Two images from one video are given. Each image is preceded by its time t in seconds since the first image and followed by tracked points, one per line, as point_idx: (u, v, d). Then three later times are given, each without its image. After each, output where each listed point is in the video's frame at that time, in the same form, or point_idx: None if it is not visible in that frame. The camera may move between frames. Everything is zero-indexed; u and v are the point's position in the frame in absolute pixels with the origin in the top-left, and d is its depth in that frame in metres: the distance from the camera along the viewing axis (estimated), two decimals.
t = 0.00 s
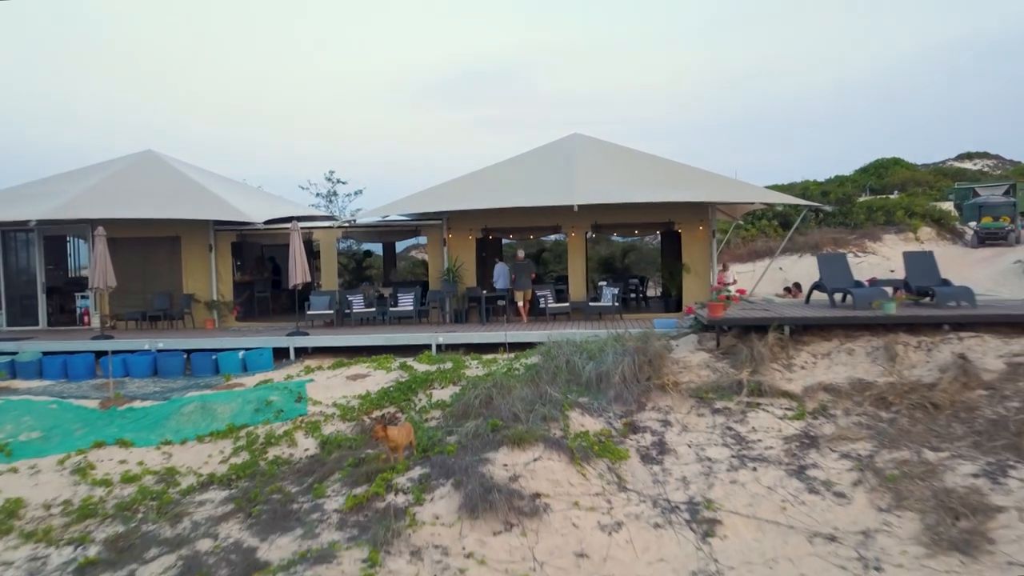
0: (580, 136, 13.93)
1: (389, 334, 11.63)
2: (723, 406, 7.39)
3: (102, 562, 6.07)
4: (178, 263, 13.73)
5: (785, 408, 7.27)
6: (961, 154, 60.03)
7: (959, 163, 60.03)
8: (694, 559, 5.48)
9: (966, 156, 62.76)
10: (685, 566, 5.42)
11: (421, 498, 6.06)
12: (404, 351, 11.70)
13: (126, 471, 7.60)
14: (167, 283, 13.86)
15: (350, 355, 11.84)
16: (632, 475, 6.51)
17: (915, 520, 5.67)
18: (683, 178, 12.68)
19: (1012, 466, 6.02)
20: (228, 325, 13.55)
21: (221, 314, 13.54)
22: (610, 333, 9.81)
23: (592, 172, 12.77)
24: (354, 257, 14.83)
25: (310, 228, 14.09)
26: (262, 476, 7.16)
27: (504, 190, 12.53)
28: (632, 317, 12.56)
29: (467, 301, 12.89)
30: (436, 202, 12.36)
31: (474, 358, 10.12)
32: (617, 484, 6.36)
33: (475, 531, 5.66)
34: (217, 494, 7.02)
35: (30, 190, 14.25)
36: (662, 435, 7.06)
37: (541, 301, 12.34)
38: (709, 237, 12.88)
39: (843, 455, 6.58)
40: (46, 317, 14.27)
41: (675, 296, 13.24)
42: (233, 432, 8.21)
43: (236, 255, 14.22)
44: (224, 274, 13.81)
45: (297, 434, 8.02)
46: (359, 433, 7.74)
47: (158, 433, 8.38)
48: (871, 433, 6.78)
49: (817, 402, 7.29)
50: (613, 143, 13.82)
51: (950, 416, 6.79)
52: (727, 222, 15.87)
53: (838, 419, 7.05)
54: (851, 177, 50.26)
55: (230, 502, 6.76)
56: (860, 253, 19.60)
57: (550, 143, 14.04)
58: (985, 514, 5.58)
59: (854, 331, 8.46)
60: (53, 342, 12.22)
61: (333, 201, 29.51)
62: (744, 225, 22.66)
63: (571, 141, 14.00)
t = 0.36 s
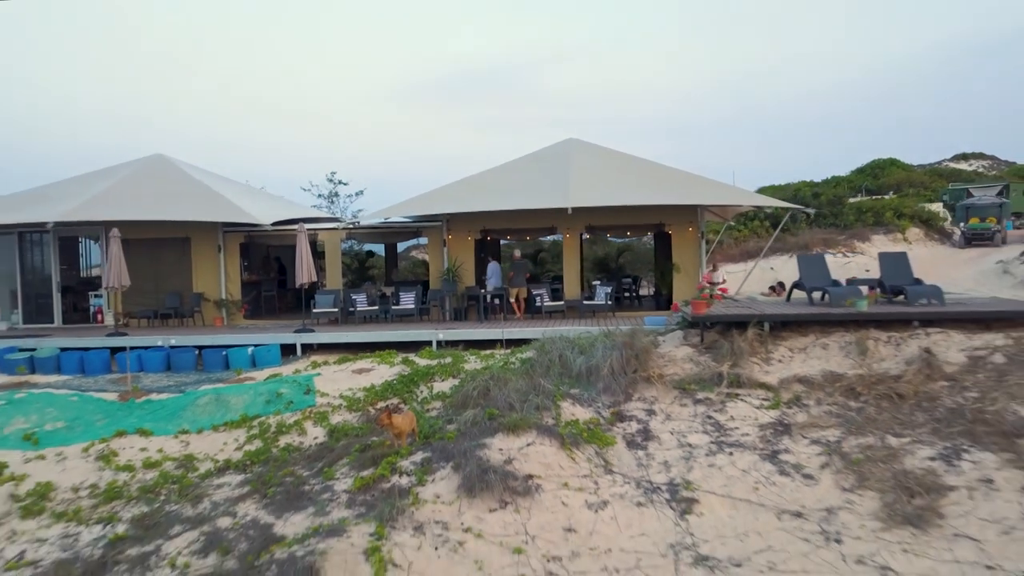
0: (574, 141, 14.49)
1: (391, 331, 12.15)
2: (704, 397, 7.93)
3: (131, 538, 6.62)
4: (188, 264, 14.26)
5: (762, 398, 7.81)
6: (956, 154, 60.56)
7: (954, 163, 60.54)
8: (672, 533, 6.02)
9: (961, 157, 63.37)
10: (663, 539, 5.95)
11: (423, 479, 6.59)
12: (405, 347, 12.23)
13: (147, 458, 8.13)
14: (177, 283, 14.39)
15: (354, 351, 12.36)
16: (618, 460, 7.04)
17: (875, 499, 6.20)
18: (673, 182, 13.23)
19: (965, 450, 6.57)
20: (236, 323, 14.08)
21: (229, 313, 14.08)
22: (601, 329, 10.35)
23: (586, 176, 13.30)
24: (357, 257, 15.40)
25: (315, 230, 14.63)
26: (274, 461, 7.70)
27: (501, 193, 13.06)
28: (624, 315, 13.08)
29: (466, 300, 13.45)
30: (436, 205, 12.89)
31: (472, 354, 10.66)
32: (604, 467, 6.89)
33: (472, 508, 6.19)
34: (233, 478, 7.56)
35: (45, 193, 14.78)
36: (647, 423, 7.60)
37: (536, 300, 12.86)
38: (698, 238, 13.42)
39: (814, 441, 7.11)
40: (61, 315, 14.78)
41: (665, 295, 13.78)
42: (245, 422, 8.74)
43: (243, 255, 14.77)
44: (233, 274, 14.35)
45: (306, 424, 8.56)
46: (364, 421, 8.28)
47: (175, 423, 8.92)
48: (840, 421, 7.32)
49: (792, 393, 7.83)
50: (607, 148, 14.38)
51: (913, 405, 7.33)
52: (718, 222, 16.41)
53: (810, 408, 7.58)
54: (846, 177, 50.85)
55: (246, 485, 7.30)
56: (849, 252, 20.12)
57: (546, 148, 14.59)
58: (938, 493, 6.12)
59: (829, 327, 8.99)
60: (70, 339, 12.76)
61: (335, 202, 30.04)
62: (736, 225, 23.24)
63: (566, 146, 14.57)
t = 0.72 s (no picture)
0: (571, 146, 15.11)
1: (396, 328, 12.75)
2: (689, 387, 8.52)
3: (159, 515, 7.20)
4: (200, 263, 14.85)
5: (742, 388, 8.40)
6: (951, 155, 61.17)
7: (950, 164, 61.18)
8: (655, 508, 6.59)
9: (957, 158, 63.98)
10: (647, 514, 6.52)
11: (429, 461, 7.18)
12: (409, 342, 12.81)
13: (169, 444, 8.72)
14: (189, 282, 14.99)
15: (361, 346, 12.95)
16: (607, 444, 7.63)
17: (841, 477, 6.78)
18: (665, 185, 13.82)
19: (926, 434, 7.15)
20: (246, 320, 14.71)
21: (240, 310, 14.73)
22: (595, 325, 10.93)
23: (582, 180, 13.88)
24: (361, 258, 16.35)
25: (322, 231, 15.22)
26: (289, 447, 8.29)
27: (501, 196, 13.62)
28: (617, 312, 13.67)
29: (466, 298, 14.11)
30: (439, 208, 13.45)
31: (473, 349, 11.24)
32: (594, 450, 7.48)
33: (473, 486, 6.77)
34: (251, 462, 8.14)
35: (61, 196, 15.35)
36: (635, 411, 8.18)
37: (534, 298, 13.44)
38: (689, 239, 13.99)
39: (789, 426, 7.69)
40: (78, 313, 15.37)
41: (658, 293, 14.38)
42: (261, 412, 9.34)
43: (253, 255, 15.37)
44: (242, 273, 14.97)
45: (317, 413, 9.15)
46: (372, 410, 8.87)
47: (194, 412, 9.50)
48: (813, 408, 7.90)
49: (770, 383, 8.42)
50: (602, 153, 14.99)
51: (881, 394, 7.91)
52: (710, 222, 17.01)
53: (787, 397, 8.17)
54: (842, 178, 51.45)
55: (264, 468, 7.88)
56: (838, 252, 20.73)
57: (544, 152, 15.20)
58: (898, 472, 6.70)
59: (807, 323, 9.59)
60: (88, 335, 13.35)
61: (337, 202, 30.67)
62: (730, 226, 23.87)
63: (563, 151, 15.18)
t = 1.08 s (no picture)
0: (566, 150, 15.76)
1: (399, 324, 13.38)
2: (674, 377, 9.17)
3: (185, 494, 7.84)
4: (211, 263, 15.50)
5: (723, 378, 9.05)
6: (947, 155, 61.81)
7: (945, 164, 61.83)
8: (640, 486, 7.23)
9: (952, 158, 64.63)
10: (633, 491, 7.16)
11: (433, 443, 7.83)
12: (413, 338, 13.44)
13: (190, 431, 9.37)
14: (201, 281, 15.65)
15: (366, 341, 13.57)
16: (598, 429, 8.27)
17: (810, 458, 7.41)
18: (657, 187, 14.47)
19: (889, 419, 7.79)
20: (256, 316, 15.39)
21: (250, 307, 15.41)
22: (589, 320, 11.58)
23: (577, 182, 14.52)
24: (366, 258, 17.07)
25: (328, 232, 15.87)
26: (303, 433, 8.93)
27: (500, 198, 14.24)
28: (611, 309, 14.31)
29: (467, 296, 14.72)
30: (441, 210, 14.07)
31: (473, 343, 11.89)
32: (585, 435, 8.12)
33: (474, 466, 7.41)
34: (268, 447, 8.77)
35: (77, 199, 15.97)
36: (624, 399, 8.81)
37: (533, 296, 14.05)
38: (680, 239, 14.61)
39: (765, 413, 8.32)
40: (94, 310, 16.01)
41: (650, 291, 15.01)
42: (275, 402, 9.98)
43: (262, 255, 16.04)
44: (252, 271, 15.64)
45: (328, 402, 9.80)
46: (380, 399, 9.52)
47: (211, 402, 10.15)
48: (788, 396, 8.55)
49: (750, 374, 9.07)
50: (596, 156, 15.63)
51: (851, 384, 8.56)
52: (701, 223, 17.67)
53: (765, 386, 8.81)
54: (838, 178, 52.09)
55: (280, 451, 8.52)
56: (827, 251, 21.40)
57: (541, 156, 15.84)
58: (862, 452, 7.34)
59: (786, 319, 10.26)
60: (105, 331, 13.98)
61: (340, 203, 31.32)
62: (722, 227, 24.56)
63: (559, 155, 15.83)
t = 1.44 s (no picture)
0: (562, 155, 16.51)
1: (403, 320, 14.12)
2: (659, 367, 9.90)
3: (209, 473, 8.57)
4: (222, 262, 16.24)
5: (704, 368, 9.80)
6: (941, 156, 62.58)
7: (939, 164, 62.61)
8: (624, 464, 7.96)
9: (947, 159, 65.38)
10: (618, 468, 7.89)
11: (437, 426, 8.56)
12: (416, 333, 14.15)
13: (210, 418, 10.10)
14: (213, 279, 16.40)
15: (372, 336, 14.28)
16: (587, 414, 9.00)
17: (780, 439, 8.14)
18: (648, 190, 15.21)
19: (854, 405, 8.52)
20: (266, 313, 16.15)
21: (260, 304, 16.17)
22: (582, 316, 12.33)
23: (572, 185, 15.25)
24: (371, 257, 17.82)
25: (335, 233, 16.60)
26: (316, 418, 9.66)
27: (500, 201, 14.98)
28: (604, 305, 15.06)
29: (467, 294, 15.40)
30: (443, 212, 14.78)
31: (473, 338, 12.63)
32: (576, 419, 8.85)
33: (474, 446, 8.14)
34: (284, 432, 9.50)
35: (93, 201, 16.70)
36: (612, 387, 9.54)
37: (530, 294, 14.68)
38: (669, 240, 15.40)
39: (742, 399, 9.05)
40: (111, 307, 16.73)
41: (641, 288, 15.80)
42: (289, 391, 10.71)
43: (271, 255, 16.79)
44: (261, 269, 16.38)
45: (338, 391, 10.54)
46: (386, 388, 10.26)
47: (228, 391, 10.88)
48: (763, 385, 9.28)
49: (729, 364, 9.81)
50: (590, 161, 16.39)
51: (821, 373, 9.30)
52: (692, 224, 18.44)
53: (743, 376, 9.54)
54: (833, 178, 52.84)
55: (296, 435, 9.25)
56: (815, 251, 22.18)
57: (538, 161, 16.58)
58: (827, 434, 8.06)
59: (765, 314, 11.00)
60: (123, 327, 14.70)
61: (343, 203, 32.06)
62: (714, 228, 25.33)
63: (555, 159, 16.57)
